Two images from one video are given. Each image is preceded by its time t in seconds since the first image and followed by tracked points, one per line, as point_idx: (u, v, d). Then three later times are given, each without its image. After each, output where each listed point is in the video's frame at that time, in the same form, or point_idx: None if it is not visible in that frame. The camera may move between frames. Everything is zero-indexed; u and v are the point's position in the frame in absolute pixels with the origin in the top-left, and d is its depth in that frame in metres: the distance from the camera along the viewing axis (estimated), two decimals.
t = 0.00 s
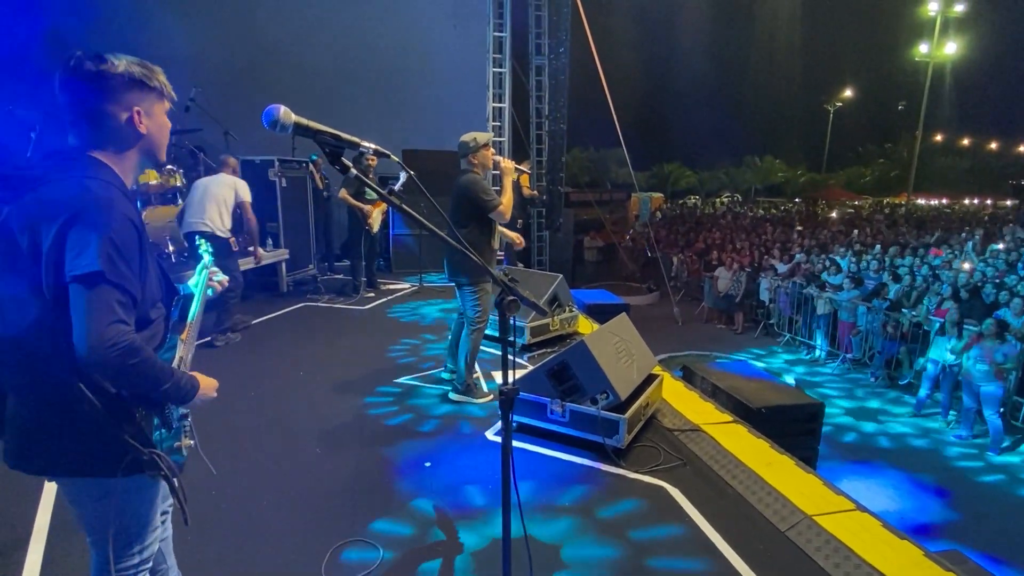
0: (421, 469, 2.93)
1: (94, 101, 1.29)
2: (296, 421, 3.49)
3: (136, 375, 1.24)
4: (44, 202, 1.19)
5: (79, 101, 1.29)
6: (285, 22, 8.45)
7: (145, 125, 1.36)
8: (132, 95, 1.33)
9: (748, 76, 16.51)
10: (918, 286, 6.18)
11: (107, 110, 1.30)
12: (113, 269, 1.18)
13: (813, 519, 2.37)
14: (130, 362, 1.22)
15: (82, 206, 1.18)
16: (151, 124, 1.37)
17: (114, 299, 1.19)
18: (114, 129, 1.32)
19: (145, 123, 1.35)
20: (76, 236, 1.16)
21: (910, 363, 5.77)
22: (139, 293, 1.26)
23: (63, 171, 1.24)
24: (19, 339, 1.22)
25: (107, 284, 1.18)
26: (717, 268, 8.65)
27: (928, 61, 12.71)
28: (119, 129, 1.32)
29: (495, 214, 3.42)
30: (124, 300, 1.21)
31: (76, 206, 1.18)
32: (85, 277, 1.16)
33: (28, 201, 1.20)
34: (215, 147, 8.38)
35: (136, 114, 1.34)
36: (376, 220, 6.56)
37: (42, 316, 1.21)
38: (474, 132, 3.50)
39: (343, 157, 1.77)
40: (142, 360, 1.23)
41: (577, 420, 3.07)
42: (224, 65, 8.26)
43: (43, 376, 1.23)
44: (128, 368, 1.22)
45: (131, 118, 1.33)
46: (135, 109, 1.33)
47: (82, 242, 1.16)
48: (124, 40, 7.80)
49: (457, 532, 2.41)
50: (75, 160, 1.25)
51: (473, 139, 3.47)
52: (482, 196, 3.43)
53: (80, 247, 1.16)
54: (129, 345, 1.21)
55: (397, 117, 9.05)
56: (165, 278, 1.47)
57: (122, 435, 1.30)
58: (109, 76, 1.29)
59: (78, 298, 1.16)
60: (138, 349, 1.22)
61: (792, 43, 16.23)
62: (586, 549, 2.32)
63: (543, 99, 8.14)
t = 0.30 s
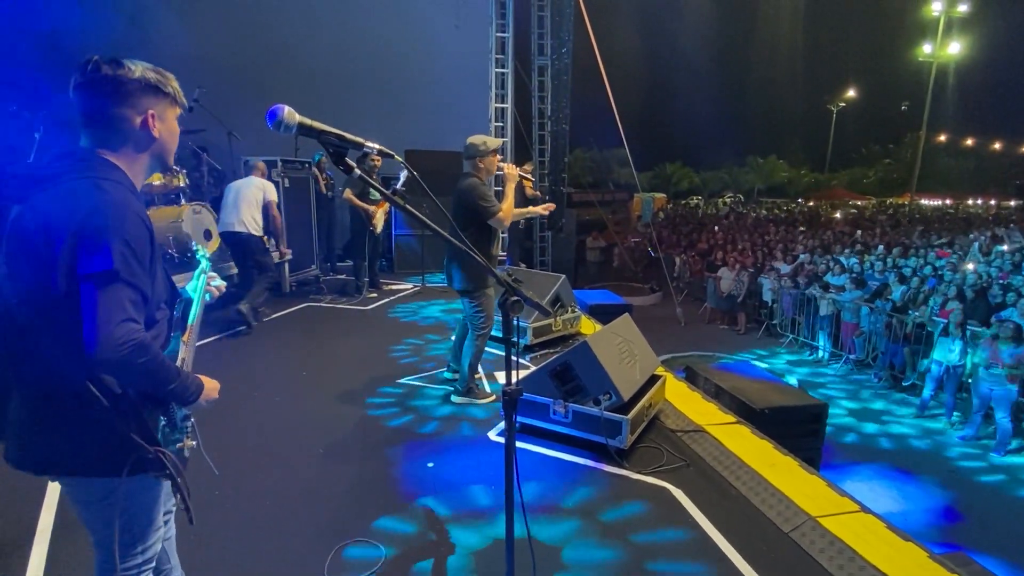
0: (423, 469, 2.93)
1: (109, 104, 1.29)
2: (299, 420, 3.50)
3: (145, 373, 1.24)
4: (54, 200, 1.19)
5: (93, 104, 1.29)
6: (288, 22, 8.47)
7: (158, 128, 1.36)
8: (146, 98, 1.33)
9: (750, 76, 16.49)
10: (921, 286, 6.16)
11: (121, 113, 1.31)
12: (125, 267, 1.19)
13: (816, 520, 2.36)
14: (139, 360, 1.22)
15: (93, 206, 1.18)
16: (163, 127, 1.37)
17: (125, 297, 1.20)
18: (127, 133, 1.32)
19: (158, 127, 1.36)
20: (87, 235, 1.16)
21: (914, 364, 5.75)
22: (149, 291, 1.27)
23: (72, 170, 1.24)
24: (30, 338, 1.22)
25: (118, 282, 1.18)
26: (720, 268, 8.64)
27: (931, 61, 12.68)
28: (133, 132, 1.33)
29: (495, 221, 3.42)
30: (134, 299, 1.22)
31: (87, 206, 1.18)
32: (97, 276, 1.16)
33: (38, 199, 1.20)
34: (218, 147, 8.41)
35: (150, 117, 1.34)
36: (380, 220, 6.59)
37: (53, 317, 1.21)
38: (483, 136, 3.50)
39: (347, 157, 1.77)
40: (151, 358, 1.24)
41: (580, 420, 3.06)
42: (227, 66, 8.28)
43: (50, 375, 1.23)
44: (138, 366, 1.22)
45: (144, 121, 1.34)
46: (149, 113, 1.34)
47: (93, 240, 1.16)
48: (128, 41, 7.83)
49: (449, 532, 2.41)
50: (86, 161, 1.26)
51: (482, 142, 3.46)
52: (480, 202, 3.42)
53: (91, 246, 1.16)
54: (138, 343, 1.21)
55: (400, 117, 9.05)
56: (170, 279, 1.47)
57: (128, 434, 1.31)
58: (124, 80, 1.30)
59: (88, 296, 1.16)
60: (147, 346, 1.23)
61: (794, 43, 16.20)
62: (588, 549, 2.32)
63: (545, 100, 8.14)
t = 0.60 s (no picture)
0: (426, 469, 2.93)
1: (113, 102, 1.29)
2: (302, 420, 3.50)
3: (153, 368, 1.24)
4: (64, 195, 1.19)
5: (97, 102, 1.29)
6: (291, 21, 8.47)
7: (161, 125, 1.36)
8: (149, 95, 1.33)
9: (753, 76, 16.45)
10: (925, 287, 6.14)
11: (125, 110, 1.30)
12: (132, 263, 1.18)
13: (820, 521, 2.35)
14: (148, 355, 1.22)
15: (99, 203, 1.18)
16: (166, 124, 1.36)
17: (133, 292, 1.19)
18: (131, 130, 1.32)
19: (161, 123, 1.36)
20: (94, 230, 1.16)
21: (918, 365, 5.72)
22: (157, 287, 1.26)
23: (79, 167, 1.24)
24: (42, 335, 1.23)
25: (125, 278, 1.17)
26: (722, 268, 8.61)
27: (935, 60, 12.61)
28: (137, 129, 1.33)
29: (495, 221, 3.42)
30: (142, 294, 1.21)
31: (93, 203, 1.18)
32: (103, 272, 1.16)
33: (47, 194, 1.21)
34: (221, 147, 8.43)
35: (154, 113, 1.34)
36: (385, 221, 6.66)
37: (64, 314, 1.22)
38: (483, 136, 3.50)
39: (351, 157, 1.79)
40: (159, 353, 1.23)
41: (583, 420, 3.06)
42: (231, 66, 8.31)
43: (60, 370, 1.24)
44: (147, 362, 1.22)
45: (148, 117, 1.33)
46: (153, 110, 1.33)
47: (99, 236, 1.16)
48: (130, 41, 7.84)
49: (456, 531, 2.42)
50: (91, 158, 1.25)
51: (485, 143, 3.46)
52: (482, 203, 3.42)
53: (98, 242, 1.16)
54: (147, 339, 1.20)
55: (402, 116, 9.04)
56: (179, 275, 1.47)
57: (139, 429, 1.31)
58: (127, 77, 1.30)
59: (95, 293, 1.16)
60: (155, 342, 1.22)
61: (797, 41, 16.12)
62: (590, 549, 2.32)
63: (548, 100, 8.10)
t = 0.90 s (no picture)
0: (428, 470, 2.91)
1: (116, 102, 1.28)
2: (304, 420, 3.49)
3: (156, 370, 1.22)
4: (67, 197, 1.18)
5: (101, 102, 1.28)
6: (294, 21, 8.47)
7: (165, 125, 1.35)
8: (153, 95, 1.32)
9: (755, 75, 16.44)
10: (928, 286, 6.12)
11: (128, 110, 1.29)
12: (136, 265, 1.17)
13: (825, 523, 2.33)
14: (151, 357, 1.20)
15: (102, 205, 1.17)
16: (169, 124, 1.35)
17: (135, 294, 1.18)
18: (134, 130, 1.31)
19: (164, 122, 1.35)
20: (97, 232, 1.15)
21: (922, 366, 5.70)
22: (160, 289, 1.25)
23: (83, 169, 1.23)
24: (47, 338, 1.23)
25: (128, 280, 1.16)
26: (725, 268, 8.59)
27: (937, 59, 12.54)
28: (140, 129, 1.32)
29: (498, 216, 3.42)
30: (145, 297, 1.20)
31: (96, 205, 1.17)
32: (105, 274, 1.14)
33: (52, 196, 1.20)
34: (224, 148, 8.46)
35: (158, 113, 1.33)
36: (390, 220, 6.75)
37: (66, 316, 1.21)
38: (484, 134, 3.48)
39: (352, 158, 1.78)
40: (163, 356, 1.21)
41: (586, 421, 3.04)
42: (234, 66, 8.33)
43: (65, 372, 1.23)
44: (149, 364, 1.20)
45: (151, 117, 1.32)
46: (157, 110, 1.32)
47: (101, 237, 1.15)
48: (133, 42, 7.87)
49: (461, 533, 2.41)
50: (96, 160, 1.24)
51: (484, 141, 3.45)
52: (483, 200, 3.41)
53: (100, 243, 1.15)
54: (149, 341, 1.19)
55: (404, 116, 9.04)
56: (183, 276, 1.46)
57: (144, 430, 1.30)
58: (130, 77, 1.29)
59: (98, 294, 1.15)
60: (158, 344, 1.20)
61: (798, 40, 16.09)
62: (593, 551, 2.31)
63: (549, 99, 8.00)
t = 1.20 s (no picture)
0: (430, 470, 2.91)
1: (119, 100, 1.27)
2: (306, 420, 3.49)
3: (160, 370, 1.22)
4: (68, 197, 1.17)
5: (104, 101, 1.27)
6: (295, 21, 8.47)
7: (168, 126, 1.34)
8: (158, 95, 1.31)
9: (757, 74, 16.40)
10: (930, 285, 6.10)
11: (132, 108, 1.29)
12: (137, 265, 1.17)
13: (828, 523, 2.32)
14: (153, 358, 1.19)
15: (103, 204, 1.16)
16: (173, 126, 1.35)
17: (137, 294, 1.17)
18: (137, 130, 1.30)
19: (168, 123, 1.34)
20: (99, 232, 1.15)
21: (925, 365, 5.68)
22: (162, 289, 1.24)
23: (84, 168, 1.22)
24: (48, 340, 1.22)
25: (130, 281, 1.16)
26: (727, 267, 8.57)
27: (940, 58, 12.48)
28: (143, 128, 1.31)
29: (500, 214, 3.42)
30: (147, 296, 1.19)
31: (97, 203, 1.16)
32: (108, 274, 1.14)
33: (53, 197, 1.20)
34: (225, 148, 8.47)
35: (162, 113, 1.32)
36: (393, 220, 6.73)
37: (69, 316, 1.21)
38: (482, 134, 3.48)
39: (353, 157, 1.77)
40: (166, 356, 1.21)
41: (588, 421, 3.03)
42: (236, 66, 8.35)
43: (68, 373, 1.23)
44: (152, 365, 1.20)
45: (155, 117, 1.32)
46: (161, 110, 1.32)
47: (103, 238, 1.15)
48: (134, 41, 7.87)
49: (466, 533, 2.40)
50: (97, 159, 1.24)
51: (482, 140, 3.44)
52: (483, 198, 3.40)
53: (102, 244, 1.14)
54: (151, 341, 1.18)
55: (405, 116, 9.03)
56: (186, 275, 1.46)
57: (148, 432, 1.29)
58: (136, 76, 1.28)
59: (101, 294, 1.15)
60: (161, 344, 1.20)
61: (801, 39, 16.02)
62: (598, 554, 2.29)
63: (551, 99, 8.03)
